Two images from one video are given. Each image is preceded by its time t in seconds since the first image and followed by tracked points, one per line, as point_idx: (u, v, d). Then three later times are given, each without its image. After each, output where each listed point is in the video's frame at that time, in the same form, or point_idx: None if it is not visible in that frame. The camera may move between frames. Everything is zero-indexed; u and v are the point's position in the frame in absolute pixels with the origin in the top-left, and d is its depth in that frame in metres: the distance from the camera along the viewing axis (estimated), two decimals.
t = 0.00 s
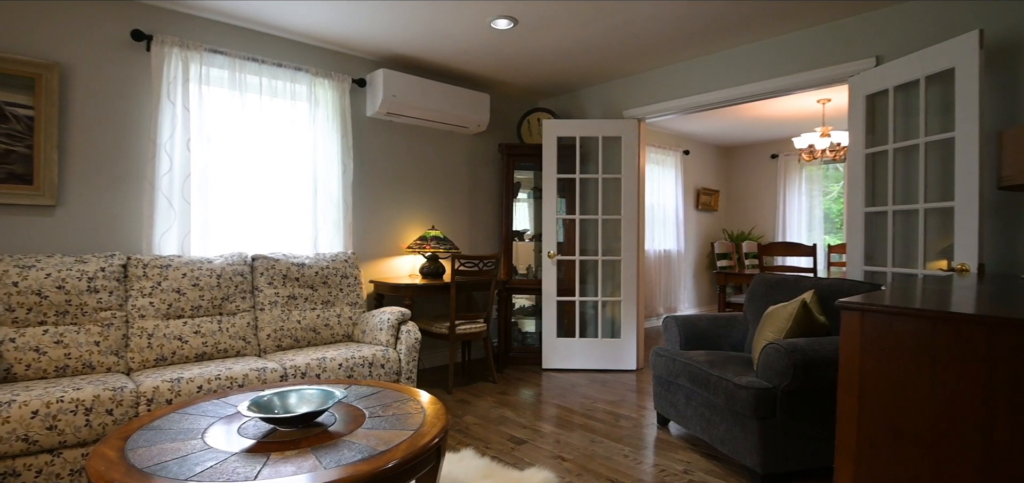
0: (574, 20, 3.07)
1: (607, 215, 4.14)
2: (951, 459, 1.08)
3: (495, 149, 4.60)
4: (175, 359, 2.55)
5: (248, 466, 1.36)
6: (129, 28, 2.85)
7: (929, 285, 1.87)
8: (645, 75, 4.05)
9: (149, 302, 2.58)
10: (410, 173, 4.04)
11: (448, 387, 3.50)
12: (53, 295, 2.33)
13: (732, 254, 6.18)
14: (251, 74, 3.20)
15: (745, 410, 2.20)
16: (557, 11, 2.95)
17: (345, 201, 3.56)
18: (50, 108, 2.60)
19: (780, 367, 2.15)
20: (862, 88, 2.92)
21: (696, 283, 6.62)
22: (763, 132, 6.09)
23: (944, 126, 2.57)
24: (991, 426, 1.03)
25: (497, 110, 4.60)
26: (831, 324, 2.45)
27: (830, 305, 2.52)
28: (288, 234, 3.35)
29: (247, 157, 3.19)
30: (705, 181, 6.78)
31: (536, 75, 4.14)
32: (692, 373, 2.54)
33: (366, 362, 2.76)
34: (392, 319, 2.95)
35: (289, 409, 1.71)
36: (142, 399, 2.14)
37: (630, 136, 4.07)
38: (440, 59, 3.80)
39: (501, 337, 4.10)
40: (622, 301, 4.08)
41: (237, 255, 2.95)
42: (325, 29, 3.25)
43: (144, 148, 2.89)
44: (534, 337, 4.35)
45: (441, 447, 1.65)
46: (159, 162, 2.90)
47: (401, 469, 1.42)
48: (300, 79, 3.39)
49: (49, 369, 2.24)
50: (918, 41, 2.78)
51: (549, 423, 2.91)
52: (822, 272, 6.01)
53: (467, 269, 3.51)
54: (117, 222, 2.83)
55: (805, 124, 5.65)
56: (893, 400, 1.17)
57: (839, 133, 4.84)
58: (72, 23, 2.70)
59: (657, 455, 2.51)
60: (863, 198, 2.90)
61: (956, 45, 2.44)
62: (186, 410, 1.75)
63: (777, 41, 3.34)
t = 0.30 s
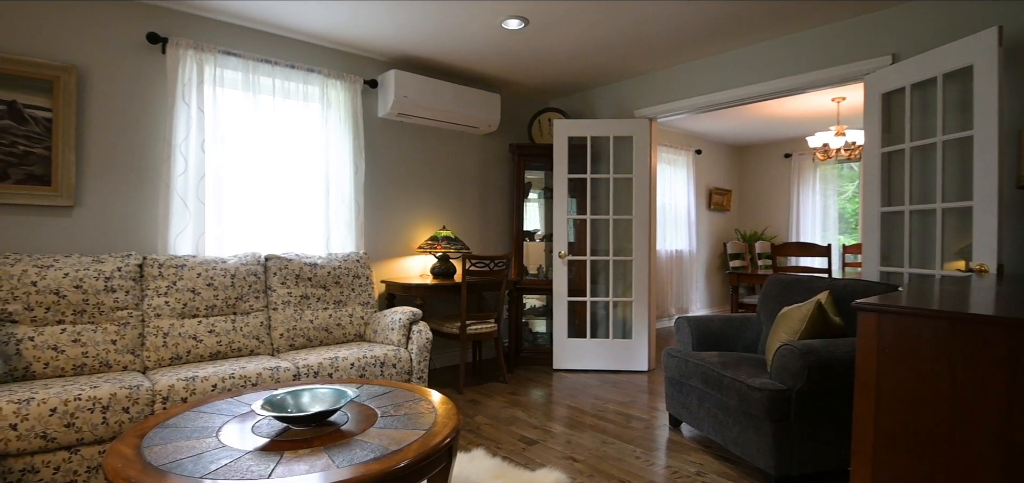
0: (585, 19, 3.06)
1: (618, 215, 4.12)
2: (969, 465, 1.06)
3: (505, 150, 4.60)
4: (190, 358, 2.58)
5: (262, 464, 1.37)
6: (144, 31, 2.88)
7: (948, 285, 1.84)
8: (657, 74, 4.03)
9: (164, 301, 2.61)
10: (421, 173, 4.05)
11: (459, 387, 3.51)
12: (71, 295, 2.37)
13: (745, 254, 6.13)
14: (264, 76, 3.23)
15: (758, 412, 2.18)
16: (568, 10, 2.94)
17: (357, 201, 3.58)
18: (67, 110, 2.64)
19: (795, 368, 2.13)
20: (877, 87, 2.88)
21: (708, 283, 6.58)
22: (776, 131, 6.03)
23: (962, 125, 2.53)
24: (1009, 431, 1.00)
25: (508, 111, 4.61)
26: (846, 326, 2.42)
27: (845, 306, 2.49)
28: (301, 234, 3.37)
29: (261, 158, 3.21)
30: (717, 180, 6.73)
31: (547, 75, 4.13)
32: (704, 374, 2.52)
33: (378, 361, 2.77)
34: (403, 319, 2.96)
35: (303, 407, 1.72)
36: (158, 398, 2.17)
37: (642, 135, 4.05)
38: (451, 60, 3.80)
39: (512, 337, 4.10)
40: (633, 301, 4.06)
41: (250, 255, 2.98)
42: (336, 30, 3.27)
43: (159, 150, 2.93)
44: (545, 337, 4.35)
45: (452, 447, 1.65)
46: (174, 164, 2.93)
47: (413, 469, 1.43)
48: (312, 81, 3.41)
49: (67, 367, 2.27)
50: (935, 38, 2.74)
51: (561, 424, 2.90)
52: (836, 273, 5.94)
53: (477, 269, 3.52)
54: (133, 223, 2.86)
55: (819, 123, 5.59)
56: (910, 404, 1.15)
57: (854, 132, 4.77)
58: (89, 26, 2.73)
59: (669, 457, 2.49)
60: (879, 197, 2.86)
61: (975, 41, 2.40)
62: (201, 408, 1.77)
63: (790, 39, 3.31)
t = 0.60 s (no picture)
0: (597, 18, 3.05)
1: (631, 215, 4.10)
2: (991, 471, 1.03)
3: (517, 150, 4.60)
4: (205, 357, 2.61)
5: (277, 462, 1.38)
6: (161, 33, 2.92)
7: (969, 286, 1.80)
8: (670, 73, 4.01)
9: (180, 300, 2.64)
10: (433, 173, 4.06)
11: (471, 387, 3.51)
12: (89, 294, 2.41)
13: (759, 255, 6.07)
14: (278, 77, 3.25)
15: (773, 414, 2.16)
16: (580, 9, 2.94)
17: (369, 201, 3.60)
18: (86, 112, 2.68)
19: (810, 370, 2.11)
20: (895, 84, 2.84)
21: (721, 283, 6.52)
22: (791, 130, 5.97)
23: (983, 122, 2.48)
24: None
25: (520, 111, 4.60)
26: (863, 327, 2.38)
27: (862, 307, 2.45)
28: (314, 234, 3.39)
29: (275, 159, 3.24)
30: (730, 180, 6.68)
31: (558, 75, 4.13)
32: (718, 376, 2.50)
33: (391, 360, 2.78)
34: (415, 319, 2.97)
35: (316, 406, 1.73)
36: (174, 396, 2.19)
37: (654, 135, 4.02)
38: (462, 60, 3.81)
39: (524, 337, 4.10)
40: (646, 301, 4.04)
41: (264, 255, 3.00)
42: (349, 32, 3.29)
43: (176, 151, 2.96)
44: (557, 337, 4.34)
45: (464, 446, 1.65)
46: (189, 165, 2.96)
47: (425, 468, 1.43)
48: (325, 82, 3.44)
49: (85, 366, 2.31)
50: (955, 34, 2.69)
51: (573, 424, 2.89)
52: (853, 273, 5.86)
53: (489, 269, 3.52)
54: (149, 223, 2.90)
55: (835, 122, 5.52)
56: (929, 407, 1.13)
57: (871, 130, 4.71)
58: (107, 30, 2.78)
59: (682, 458, 2.47)
60: (897, 197, 2.81)
61: (995, 38, 2.35)
62: (217, 406, 1.78)
63: (805, 37, 3.27)
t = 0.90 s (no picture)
0: (609, 18, 3.04)
1: (643, 215, 4.08)
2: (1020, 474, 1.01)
3: (529, 149, 4.60)
4: (221, 355, 2.64)
5: (292, 461, 1.39)
6: (178, 36, 2.96)
7: (992, 287, 1.76)
8: (683, 72, 3.98)
9: (197, 300, 2.67)
10: (445, 173, 4.07)
11: (483, 387, 3.52)
12: (108, 293, 2.45)
13: (774, 255, 6.00)
14: (293, 78, 3.28)
15: (789, 417, 2.13)
16: (593, 9, 2.93)
17: (382, 201, 3.61)
18: (104, 114, 2.73)
19: (827, 372, 2.08)
20: (913, 82, 2.79)
21: (735, 284, 6.47)
22: (807, 129, 5.90)
23: (1004, 120, 2.43)
24: None
25: (532, 111, 4.60)
26: (882, 329, 2.34)
27: (880, 309, 2.42)
28: (327, 234, 3.42)
29: (289, 159, 3.26)
30: (745, 179, 6.61)
31: (571, 75, 4.12)
32: (732, 377, 2.48)
33: (403, 360, 2.79)
34: (428, 319, 2.98)
35: (330, 405, 1.74)
36: (191, 394, 2.22)
37: (667, 134, 4.00)
38: (474, 60, 3.81)
39: (536, 337, 4.09)
40: (659, 302, 4.01)
41: (279, 255, 3.03)
42: (362, 33, 3.31)
43: (192, 152, 3.00)
44: (569, 337, 4.33)
45: (477, 447, 1.65)
46: (206, 166, 3.00)
47: (438, 468, 1.43)
48: (339, 83, 3.46)
49: (104, 364, 2.35)
50: (975, 30, 2.64)
51: (585, 425, 2.88)
52: (870, 273, 5.78)
53: (502, 269, 3.52)
54: (166, 223, 2.94)
55: (852, 120, 5.45)
56: (952, 414, 1.10)
57: (889, 128, 4.64)
58: (125, 33, 2.82)
59: (696, 461, 2.45)
60: (916, 196, 2.76)
61: (1018, 33, 2.30)
62: (232, 405, 1.80)
63: (821, 34, 3.23)
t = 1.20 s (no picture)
0: (623, 17, 3.03)
1: (657, 215, 4.05)
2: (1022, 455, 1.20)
3: (542, 149, 4.59)
4: (238, 354, 2.67)
5: (307, 459, 1.40)
6: (195, 39, 3.00)
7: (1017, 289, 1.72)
8: (697, 71, 3.95)
9: (214, 299, 2.70)
10: (458, 174, 4.08)
11: (496, 387, 3.52)
12: (127, 292, 2.49)
13: (790, 255, 5.93)
14: (307, 80, 3.31)
15: (807, 419, 2.10)
16: (607, 9, 2.92)
17: (395, 202, 3.63)
18: (124, 116, 2.77)
19: (845, 374, 2.04)
20: (933, 79, 2.74)
21: (750, 284, 6.40)
22: (824, 127, 5.82)
23: None
24: None
25: (544, 111, 4.59)
26: (902, 331, 2.30)
27: (900, 310, 2.37)
28: (341, 234, 3.44)
29: (303, 160, 3.29)
30: (760, 179, 6.54)
31: (583, 74, 4.10)
32: (748, 379, 2.45)
33: (417, 360, 2.80)
34: (441, 319, 2.99)
35: (345, 405, 1.75)
36: (208, 392, 2.24)
37: (681, 133, 3.97)
38: (487, 61, 3.82)
39: (549, 337, 4.09)
40: (673, 303, 3.98)
41: (294, 255, 3.06)
42: (376, 35, 3.33)
43: (209, 154, 3.04)
44: (582, 338, 4.32)
45: (491, 447, 1.65)
46: (222, 167, 3.04)
47: (451, 468, 1.43)
48: (353, 84, 3.48)
49: (123, 362, 2.39)
50: (998, 26, 2.58)
51: (598, 426, 2.87)
52: (888, 274, 5.68)
53: (514, 269, 3.52)
54: (183, 224, 2.98)
55: (870, 118, 5.37)
56: (975, 404, 1.26)
57: (908, 127, 4.56)
58: (144, 36, 2.86)
59: (711, 463, 2.43)
60: (936, 196, 2.71)
61: None
62: (248, 403, 1.82)
63: (838, 32, 3.18)
